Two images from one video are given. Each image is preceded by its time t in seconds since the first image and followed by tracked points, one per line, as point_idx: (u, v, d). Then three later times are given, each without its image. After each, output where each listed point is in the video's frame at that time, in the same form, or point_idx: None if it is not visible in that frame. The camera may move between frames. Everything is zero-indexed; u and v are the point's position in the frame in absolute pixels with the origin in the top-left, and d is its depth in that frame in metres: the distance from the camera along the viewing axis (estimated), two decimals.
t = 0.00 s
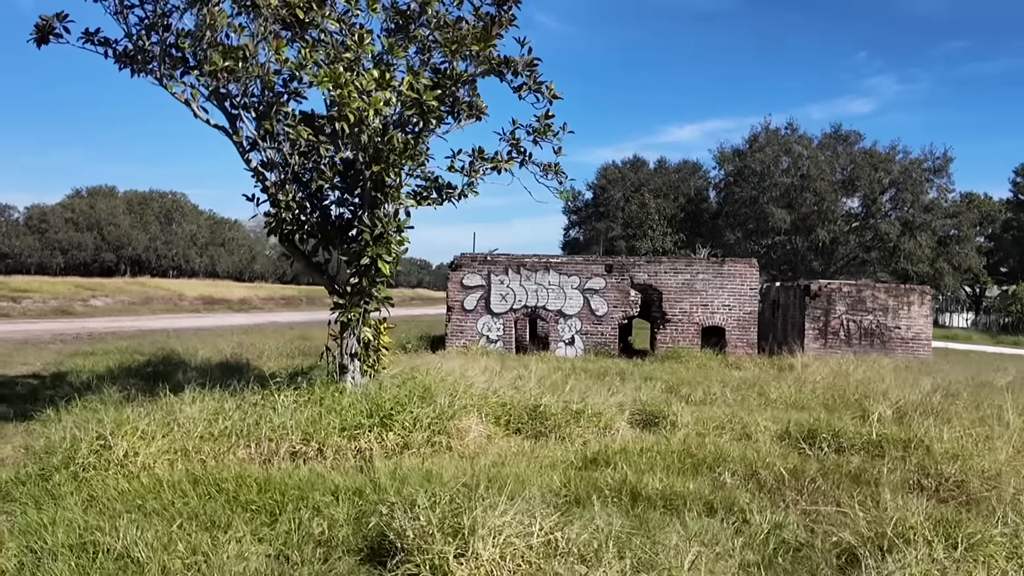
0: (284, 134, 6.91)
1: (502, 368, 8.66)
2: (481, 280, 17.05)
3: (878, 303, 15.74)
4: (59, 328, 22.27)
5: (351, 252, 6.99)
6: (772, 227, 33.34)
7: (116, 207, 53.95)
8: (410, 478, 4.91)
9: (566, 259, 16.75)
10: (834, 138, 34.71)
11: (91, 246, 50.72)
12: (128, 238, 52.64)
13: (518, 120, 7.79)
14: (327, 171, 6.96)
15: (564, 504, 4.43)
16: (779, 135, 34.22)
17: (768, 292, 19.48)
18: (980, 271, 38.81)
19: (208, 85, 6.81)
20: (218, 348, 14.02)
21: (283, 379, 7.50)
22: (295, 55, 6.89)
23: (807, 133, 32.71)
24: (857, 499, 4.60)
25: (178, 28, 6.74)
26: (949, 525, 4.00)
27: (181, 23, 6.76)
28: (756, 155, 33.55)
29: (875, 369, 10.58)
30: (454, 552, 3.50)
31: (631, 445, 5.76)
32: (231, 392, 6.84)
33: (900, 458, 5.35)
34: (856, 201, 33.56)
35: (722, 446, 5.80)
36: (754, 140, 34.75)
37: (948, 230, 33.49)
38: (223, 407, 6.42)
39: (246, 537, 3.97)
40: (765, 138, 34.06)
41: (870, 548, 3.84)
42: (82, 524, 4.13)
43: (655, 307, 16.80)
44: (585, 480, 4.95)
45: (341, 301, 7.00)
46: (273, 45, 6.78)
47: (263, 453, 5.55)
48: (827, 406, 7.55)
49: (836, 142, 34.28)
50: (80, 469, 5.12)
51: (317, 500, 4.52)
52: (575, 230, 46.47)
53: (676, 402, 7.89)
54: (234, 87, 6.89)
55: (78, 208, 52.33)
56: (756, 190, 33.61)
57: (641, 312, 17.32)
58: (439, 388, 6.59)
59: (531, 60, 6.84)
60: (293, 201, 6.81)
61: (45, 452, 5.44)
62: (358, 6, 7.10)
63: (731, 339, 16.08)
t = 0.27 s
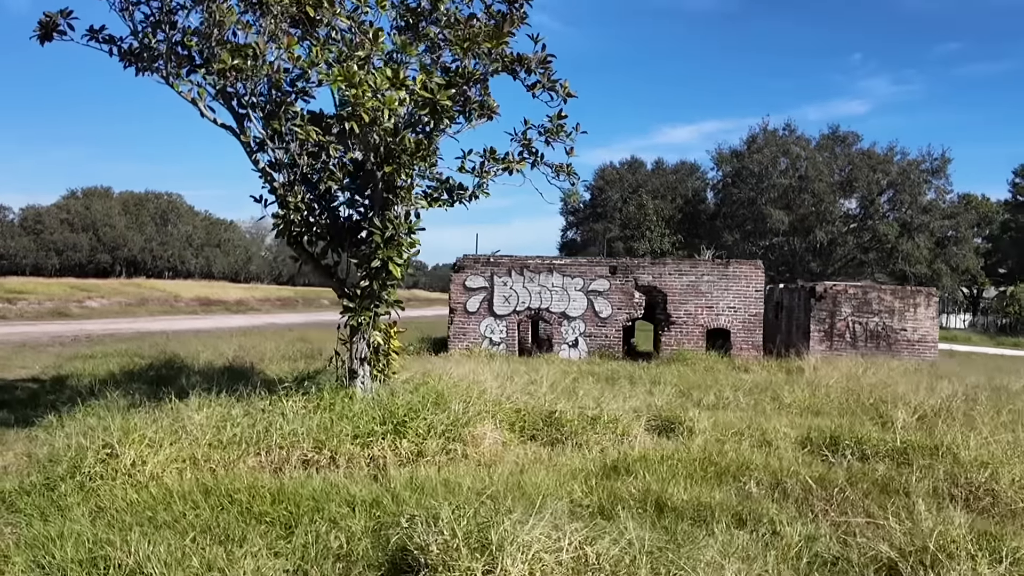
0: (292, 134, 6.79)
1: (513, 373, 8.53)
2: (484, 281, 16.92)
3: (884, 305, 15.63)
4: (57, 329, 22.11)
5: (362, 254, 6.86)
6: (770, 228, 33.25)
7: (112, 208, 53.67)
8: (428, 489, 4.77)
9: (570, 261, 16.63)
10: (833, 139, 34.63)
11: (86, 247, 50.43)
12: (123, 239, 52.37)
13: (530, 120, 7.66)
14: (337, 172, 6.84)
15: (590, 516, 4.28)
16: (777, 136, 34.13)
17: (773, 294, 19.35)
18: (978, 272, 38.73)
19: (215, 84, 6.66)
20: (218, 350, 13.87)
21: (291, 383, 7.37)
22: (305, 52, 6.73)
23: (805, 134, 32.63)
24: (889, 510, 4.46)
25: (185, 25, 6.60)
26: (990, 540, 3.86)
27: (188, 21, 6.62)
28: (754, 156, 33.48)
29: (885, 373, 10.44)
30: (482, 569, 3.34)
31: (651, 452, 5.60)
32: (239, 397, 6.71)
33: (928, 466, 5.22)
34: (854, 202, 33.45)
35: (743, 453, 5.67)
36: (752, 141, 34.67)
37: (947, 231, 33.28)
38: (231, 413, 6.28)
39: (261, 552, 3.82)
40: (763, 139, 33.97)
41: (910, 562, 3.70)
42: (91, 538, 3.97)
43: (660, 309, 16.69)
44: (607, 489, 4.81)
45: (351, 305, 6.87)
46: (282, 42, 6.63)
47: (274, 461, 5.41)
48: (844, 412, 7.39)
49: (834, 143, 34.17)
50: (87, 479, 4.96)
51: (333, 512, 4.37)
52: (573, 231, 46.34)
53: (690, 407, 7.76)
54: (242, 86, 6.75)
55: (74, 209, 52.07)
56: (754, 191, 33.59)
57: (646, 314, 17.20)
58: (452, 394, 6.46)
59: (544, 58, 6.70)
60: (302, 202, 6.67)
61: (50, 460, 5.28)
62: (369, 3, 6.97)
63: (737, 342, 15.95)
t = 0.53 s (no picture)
0: (291, 127, 6.62)
1: (514, 372, 8.39)
2: (480, 280, 16.76)
3: (882, 304, 15.61)
4: (44, 329, 21.77)
5: (363, 251, 6.70)
6: (761, 227, 33.26)
7: (99, 207, 53.05)
8: (437, 493, 4.62)
9: (566, 259, 16.50)
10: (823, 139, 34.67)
11: (73, 247, 49.83)
12: (111, 238, 51.79)
13: (533, 114, 7.56)
14: (339, 166, 6.70)
15: (607, 520, 4.15)
16: (768, 135, 34.13)
17: (768, 293, 19.27)
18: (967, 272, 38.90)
19: (212, 76, 6.48)
20: (210, 350, 13.65)
21: (290, 384, 7.20)
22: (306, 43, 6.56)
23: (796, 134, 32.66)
24: (913, 512, 4.35)
25: (181, 15, 6.41)
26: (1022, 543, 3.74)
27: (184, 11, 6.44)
28: (745, 155, 33.50)
29: (887, 372, 10.37)
30: None
31: (662, 453, 5.48)
32: (236, 398, 6.53)
33: (947, 467, 5.11)
34: (845, 202, 33.48)
35: (755, 453, 5.56)
36: (743, 141, 34.67)
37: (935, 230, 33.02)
38: (229, 413, 6.11)
39: (268, 558, 3.65)
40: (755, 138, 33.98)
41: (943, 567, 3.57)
42: (90, 545, 3.80)
43: (657, 308, 16.60)
44: (621, 491, 4.68)
45: (352, 302, 6.70)
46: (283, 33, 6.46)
47: (276, 463, 5.25)
48: (852, 412, 7.28)
49: (824, 143, 34.23)
50: (82, 482, 4.78)
51: (341, 517, 4.22)
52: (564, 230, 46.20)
53: (695, 406, 7.64)
54: (241, 78, 6.57)
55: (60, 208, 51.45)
56: (745, 190, 33.64)
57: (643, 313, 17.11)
58: (457, 394, 6.31)
59: (551, 50, 6.61)
60: (302, 197, 6.51)
61: (42, 463, 5.10)
62: None
63: (734, 341, 15.88)
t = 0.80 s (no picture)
0: (289, 123, 6.44)
1: (515, 375, 8.22)
2: (474, 280, 16.59)
3: (879, 304, 15.55)
4: (31, 330, 21.40)
5: (363, 251, 6.52)
6: (751, 227, 33.26)
7: (85, 207, 52.39)
8: (444, 503, 4.46)
9: (561, 259, 16.34)
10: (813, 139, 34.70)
11: (59, 247, 49.19)
12: (97, 238, 51.15)
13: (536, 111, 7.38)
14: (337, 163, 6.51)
15: (623, 532, 4.00)
16: (758, 135, 34.10)
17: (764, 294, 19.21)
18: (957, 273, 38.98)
19: (206, 70, 6.27)
20: (200, 352, 13.40)
21: (287, 387, 7.00)
22: (305, 37, 6.37)
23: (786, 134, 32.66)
24: (938, 523, 4.21)
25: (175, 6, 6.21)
26: None
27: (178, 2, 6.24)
28: (735, 155, 33.48)
29: (887, 373, 10.27)
30: None
31: (672, 459, 5.33)
32: (232, 402, 6.34)
33: (966, 473, 4.99)
34: (834, 202, 33.51)
35: (766, 458, 5.42)
36: (733, 140, 34.65)
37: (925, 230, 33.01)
38: (225, 418, 5.91)
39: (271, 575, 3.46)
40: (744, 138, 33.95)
41: None
42: (84, 560, 3.60)
43: (653, 308, 16.48)
44: (635, 500, 4.52)
45: (351, 304, 6.52)
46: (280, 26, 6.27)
47: (275, 470, 5.07)
48: (859, 416, 7.16)
49: (814, 143, 34.25)
50: (74, 492, 4.58)
51: (347, 529, 4.04)
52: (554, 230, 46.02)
53: (699, 410, 7.51)
54: (236, 72, 6.37)
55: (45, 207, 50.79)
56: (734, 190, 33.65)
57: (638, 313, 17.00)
58: (461, 399, 6.14)
59: (556, 44, 6.41)
60: (299, 195, 6.31)
61: (31, 470, 4.89)
62: None
63: (731, 342, 15.79)
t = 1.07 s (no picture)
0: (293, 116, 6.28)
1: (522, 376, 8.06)
2: (473, 280, 16.42)
3: (881, 304, 15.46)
4: (22, 330, 21.10)
5: (369, 249, 6.34)
6: (746, 227, 33.21)
7: (75, 206, 51.91)
8: (459, 510, 4.29)
9: (561, 258, 16.19)
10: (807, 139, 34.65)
11: (49, 246, 48.73)
12: (88, 237, 50.69)
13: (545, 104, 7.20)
14: (343, 158, 6.33)
15: (648, 541, 3.84)
16: (752, 135, 34.01)
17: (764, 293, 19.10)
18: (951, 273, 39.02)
19: (207, 62, 6.08)
20: (195, 352, 13.19)
21: (289, 388, 6.82)
22: (310, 27, 6.18)
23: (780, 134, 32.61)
24: (973, 531, 4.06)
25: None
26: None
27: None
28: (730, 155, 33.41)
29: (894, 373, 10.15)
30: None
31: (690, 462, 5.17)
32: (234, 404, 6.15)
33: (994, 478, 4.85)
34: (828, 202, 33.51)
35: (786, 461, 5.27)
36: (727, 140, 34.54)
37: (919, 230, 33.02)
38: (227, 420, 5.73)
39: None
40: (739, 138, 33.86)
41: None
42: (85, 571, 3.42)
43: (653, 308, 16.36)
44: (657, 506, 4.36)
45: (356, 303, 6.34)
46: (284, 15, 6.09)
47: (281, 475, 4.89)
48: (873, 418, 7.02)
49: (809, 143, 34.16)
50: (72, 498, 4.39)
51: (360, 537, 3.86)
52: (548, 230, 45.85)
53: (709, 411, 7.35)
54: (239, 64, 6.19)
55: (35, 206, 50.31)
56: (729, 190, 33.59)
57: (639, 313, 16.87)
58: (471, 401, 5.96)
59: (567, 34, 6.20)
60: (303, 191, 6.12)
61: (27, 475, 4.70)
62: None
63: (733, 342, 15.67)
